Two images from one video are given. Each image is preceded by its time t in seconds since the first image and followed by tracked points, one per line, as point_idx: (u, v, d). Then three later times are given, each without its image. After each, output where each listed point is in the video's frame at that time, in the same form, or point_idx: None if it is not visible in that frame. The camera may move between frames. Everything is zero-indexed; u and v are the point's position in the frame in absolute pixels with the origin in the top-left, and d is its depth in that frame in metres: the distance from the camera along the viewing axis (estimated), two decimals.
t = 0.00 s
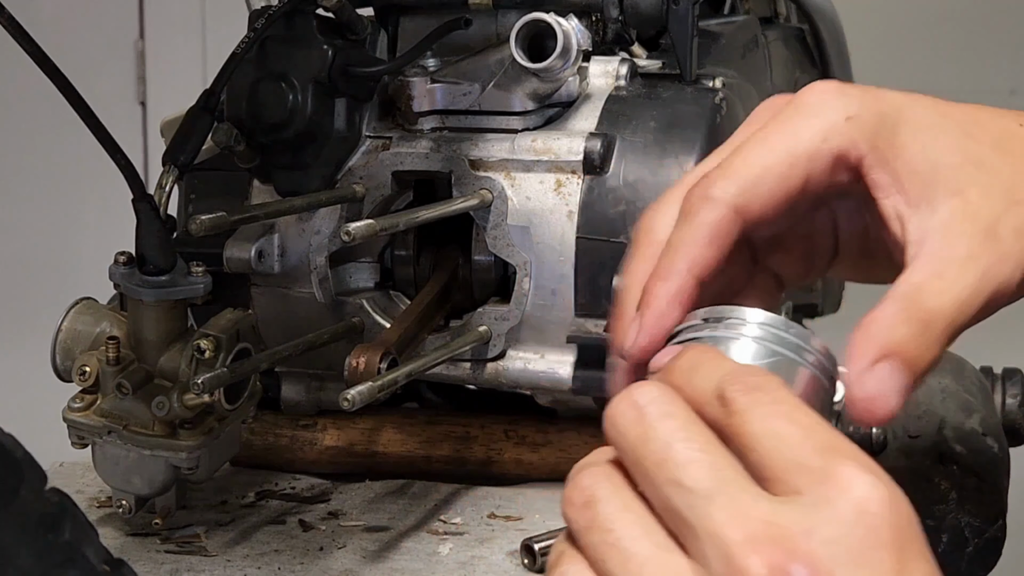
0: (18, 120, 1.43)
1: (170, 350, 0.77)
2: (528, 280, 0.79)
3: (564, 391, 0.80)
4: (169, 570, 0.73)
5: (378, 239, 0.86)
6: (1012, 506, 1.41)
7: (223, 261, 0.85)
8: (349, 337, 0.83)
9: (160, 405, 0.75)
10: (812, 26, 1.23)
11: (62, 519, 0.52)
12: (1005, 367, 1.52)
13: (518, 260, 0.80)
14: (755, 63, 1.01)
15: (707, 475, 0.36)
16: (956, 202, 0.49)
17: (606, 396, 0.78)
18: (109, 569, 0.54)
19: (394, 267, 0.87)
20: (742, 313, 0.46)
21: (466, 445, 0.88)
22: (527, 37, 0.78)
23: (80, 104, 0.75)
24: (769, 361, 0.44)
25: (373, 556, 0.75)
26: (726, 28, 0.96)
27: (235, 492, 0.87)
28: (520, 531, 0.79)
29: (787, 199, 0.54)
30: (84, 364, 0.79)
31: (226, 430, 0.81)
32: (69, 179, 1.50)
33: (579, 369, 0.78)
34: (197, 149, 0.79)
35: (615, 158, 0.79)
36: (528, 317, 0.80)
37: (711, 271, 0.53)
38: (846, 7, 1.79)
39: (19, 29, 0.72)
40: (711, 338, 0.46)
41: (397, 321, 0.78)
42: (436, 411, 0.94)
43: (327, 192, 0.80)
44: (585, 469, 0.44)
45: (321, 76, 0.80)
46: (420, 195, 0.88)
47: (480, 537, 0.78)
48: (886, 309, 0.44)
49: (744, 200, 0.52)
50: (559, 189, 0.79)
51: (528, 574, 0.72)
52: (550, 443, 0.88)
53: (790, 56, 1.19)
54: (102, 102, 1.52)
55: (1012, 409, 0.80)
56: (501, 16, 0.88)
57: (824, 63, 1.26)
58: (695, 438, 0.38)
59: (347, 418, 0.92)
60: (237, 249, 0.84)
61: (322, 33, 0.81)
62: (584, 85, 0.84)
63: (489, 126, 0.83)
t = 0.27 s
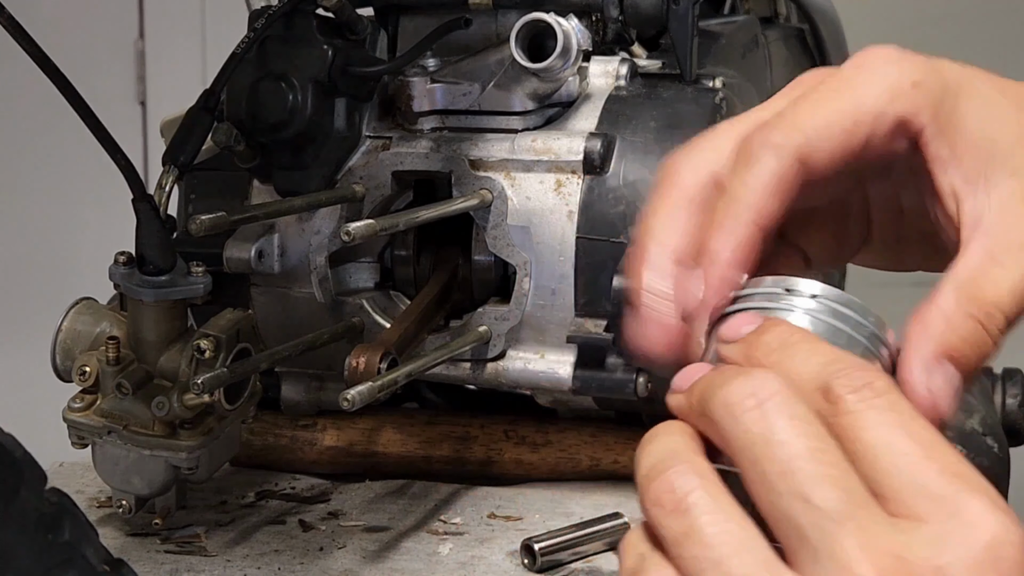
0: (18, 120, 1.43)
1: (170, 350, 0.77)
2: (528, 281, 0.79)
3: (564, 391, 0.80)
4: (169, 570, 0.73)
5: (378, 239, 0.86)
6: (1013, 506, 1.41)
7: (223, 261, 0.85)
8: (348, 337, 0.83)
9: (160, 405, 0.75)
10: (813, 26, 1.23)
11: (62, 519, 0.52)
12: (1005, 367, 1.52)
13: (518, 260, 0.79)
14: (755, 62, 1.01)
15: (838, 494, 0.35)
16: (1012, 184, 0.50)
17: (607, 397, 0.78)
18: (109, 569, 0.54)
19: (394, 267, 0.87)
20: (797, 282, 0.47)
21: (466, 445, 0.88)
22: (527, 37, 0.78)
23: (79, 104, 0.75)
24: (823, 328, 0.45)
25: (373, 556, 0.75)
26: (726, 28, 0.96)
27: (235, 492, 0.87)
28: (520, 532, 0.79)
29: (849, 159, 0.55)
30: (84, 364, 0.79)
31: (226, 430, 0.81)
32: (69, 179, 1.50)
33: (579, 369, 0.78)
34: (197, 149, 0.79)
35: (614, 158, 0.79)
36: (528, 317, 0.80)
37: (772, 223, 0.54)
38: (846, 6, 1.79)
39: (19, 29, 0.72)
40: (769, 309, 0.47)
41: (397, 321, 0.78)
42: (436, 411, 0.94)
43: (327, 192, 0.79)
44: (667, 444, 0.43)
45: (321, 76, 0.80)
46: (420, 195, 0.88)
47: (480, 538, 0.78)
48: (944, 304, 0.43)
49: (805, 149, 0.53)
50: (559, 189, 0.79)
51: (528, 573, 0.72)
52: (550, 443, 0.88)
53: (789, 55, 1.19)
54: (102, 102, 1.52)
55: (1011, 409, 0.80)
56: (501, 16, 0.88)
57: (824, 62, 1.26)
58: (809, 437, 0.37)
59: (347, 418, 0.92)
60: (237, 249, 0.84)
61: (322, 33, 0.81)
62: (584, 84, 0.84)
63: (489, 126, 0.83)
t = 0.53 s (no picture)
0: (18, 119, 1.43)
1: (170, 349, 0.77)
2: (528, 281, 0.79)
3: (564, 391, 0.80)
4: (169, 570, 0.73)
5: (378, 239, 0.86)
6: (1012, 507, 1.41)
7: (223, 261, 0.85)
8: (348, 337, 0.83)
9: (159, 405, 0.75)
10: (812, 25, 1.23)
11: (62, 519, 0.52)
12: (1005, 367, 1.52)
13: (518, 260, 0.79)
14: (755, 63, 1.01)
15: None
16: None
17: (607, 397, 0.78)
18: (109, 569, 0.54)
19: (394, 267, 0.87)
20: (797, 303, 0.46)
21: (466, 445, 0.88)
22: (527, 37, 0.78)
23: (79, 104, 0.75)
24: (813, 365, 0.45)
25: (373, 556, 0.75)
26: (727, 28, 0.96)
27: (235, 492, 0.87)
28: (519, 532, 0.79)
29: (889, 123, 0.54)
30: (84, 364, 0.79)
31: (226, 430, 0.81)
32: (69, 179, 1.50)
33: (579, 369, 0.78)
34: (197, 148, 0.79)
35: (614, 158, 0.79)
36: (528, 317, 0.80)
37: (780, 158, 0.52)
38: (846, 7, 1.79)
39: (19, 28, 0.72)
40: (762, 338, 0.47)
41: (397, 321, 0.78)
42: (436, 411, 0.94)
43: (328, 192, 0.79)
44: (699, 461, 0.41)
45: (321, 76, 0.80)
46: (420, 195, 0.88)
47: (480, 538, 0.78)
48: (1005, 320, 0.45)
49: (845, 108, 0.53)
50: (559, 189, 0.79)
51: (528, 573, 0.72)
52: (550, 443, 0.88)
53: (789, 55, 1.19)
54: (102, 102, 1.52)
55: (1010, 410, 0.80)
56: (501, 16, 0.88)
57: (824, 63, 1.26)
58: (879, 481, 0.35)
59: (347, 418, 0.92)
60: (237, 249, 0.84)
61: (322, 33, 0.81)
62: (584, 84, 0.84)
63: (489, 126, 0.83)
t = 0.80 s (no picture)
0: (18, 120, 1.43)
1: (169, 349, 0.77)
2: (528, 281, 0.79)
3: (564, 391, 0.80)
4: (169, 570, 0.73)
5: (378, 239, 0.86)
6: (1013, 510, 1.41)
7: (223, 261, 0.85)
8: (349, 337, 0.83)
9: (160, 405, 0.75)
10: (812, 25, 1.23)
11: (62, 518, 0.52)
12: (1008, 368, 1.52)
13: (517, 260, 0.79)
14: (756, 63, 1.01)
15: None
16: None
17: (607, 397, 0.78)
18: (109, 569, 0.54)
19: (394, 267, 0.87)
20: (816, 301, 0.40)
21: (466, 445, 0.88)
22: (527, 37, 0.78)
23: (79, 104, 0.75)
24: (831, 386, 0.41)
25: (373, 556, 0.75)
26: (726, 28, 0.96)
27: (235, 492, 0.87)
28: (519, 532, 0.79)
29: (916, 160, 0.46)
30: (84, 364, 0.79)
31: (227, 430, 0.81)
32: (69, 179, 1.50)
33: (579, 368, 0.78)
34: (197, 147, 0.79)
35: (614, 158, 0.79)
36: (528, 317, 0.80)
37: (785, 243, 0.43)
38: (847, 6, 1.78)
39: (19, 28, 0.72)
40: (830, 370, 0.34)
41: (397, 321, 0.78)
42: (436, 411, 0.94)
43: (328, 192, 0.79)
44: (765, 443, 0.30)
45: (321, 76, 0.80)
46: (420, 195, 0.88)
47: (480, 538, 0.78)
48: None
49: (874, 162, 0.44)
50: (559, 189, 0.79)
51: (528, 573, 0.72)
52: (550, 443, 0.88)
53: (790, 55, 1.19)
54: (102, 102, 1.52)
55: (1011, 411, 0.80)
56: (501, 16, 0.88)
57: (824, 63, 1.26)
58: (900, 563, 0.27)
59: (347, 418, 0.92)
60: (237, 249, 0.84)
61: (322, 34, 0.81)
62: (584, 84, 0.84)
63: (489, 126, 0.83)
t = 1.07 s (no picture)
0: (17, 120, 1.43)
1: (170, 350, 0.78)
2: (528, 280, 0.79)
3: (564, 391, 0.80)
4: (169, 570, 0.73)
5: (378, 239, 0.86)
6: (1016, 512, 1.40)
7: (223, 261, 0.85)
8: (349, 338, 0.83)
9: (160, 405, 0.76)
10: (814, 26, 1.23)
11: (61, 519, 0.52)
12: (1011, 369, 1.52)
13: (517, 260, 0.79)
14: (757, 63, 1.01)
15: None
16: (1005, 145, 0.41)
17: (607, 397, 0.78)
18: (109, 568, 0.54)
19: (394, 267, 0.87)
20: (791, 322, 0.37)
21: (466, 445, 0.88)
22: (527, 37, 0.77)
23: (78, 103, 0.75)
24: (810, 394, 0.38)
25: (372, 556, 0.75)
26: (728, 28, 0.96)
27: (235, 492, 0.88)
28: (519, 532, 0.79)
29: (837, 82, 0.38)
30: (84, 364, 0.79)
31: (227, 430, 0.81)
32: (68, 179, 1.50)
33: (579, 369, 0.78)
34: (196, 147, 0.79)
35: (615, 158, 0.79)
36: (528, 317, 0.80)
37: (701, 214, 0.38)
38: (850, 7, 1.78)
39: (19, 29, 0.72)
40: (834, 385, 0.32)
41: (397, 321, 0.78)
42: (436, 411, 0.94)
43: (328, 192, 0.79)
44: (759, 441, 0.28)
45: (321, 77, 0.80)
46: (420, 196, 0.88)
47: (479, 538, 0.78)
48: None
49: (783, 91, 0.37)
50: (559, 189, 0.79)
51: (528, 573, 0.72)
52: (550, 443, 0.87)
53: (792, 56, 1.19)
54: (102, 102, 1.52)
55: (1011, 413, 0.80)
56: (501, 16, 0.87)
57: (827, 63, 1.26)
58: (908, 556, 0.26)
59: (347, 418, 0.92)
60: (238, 249, 0.84)
61: (321, 33, 0.82)
62: (584, 84, 0.84)
63: (489, 126, 0.83)
